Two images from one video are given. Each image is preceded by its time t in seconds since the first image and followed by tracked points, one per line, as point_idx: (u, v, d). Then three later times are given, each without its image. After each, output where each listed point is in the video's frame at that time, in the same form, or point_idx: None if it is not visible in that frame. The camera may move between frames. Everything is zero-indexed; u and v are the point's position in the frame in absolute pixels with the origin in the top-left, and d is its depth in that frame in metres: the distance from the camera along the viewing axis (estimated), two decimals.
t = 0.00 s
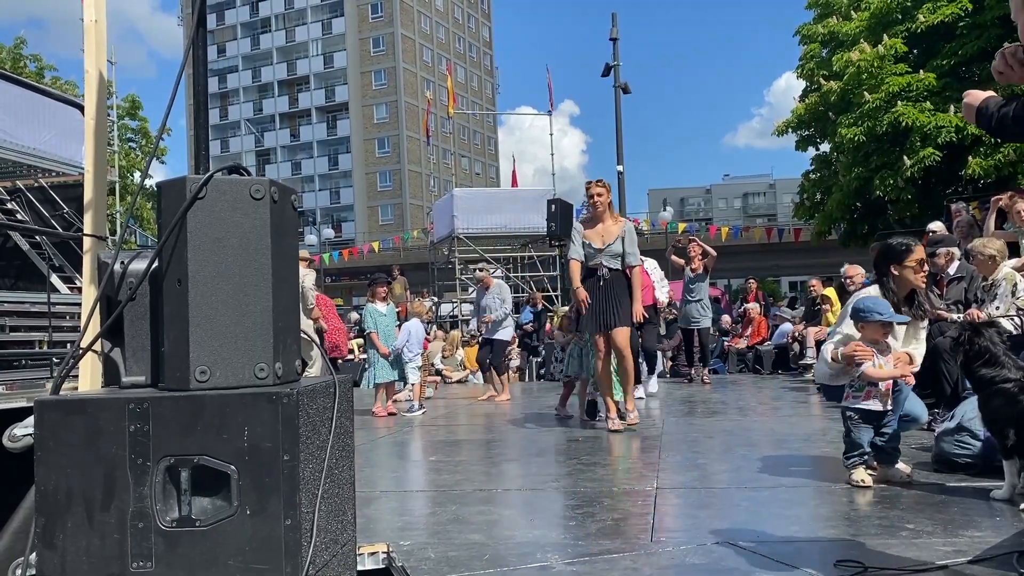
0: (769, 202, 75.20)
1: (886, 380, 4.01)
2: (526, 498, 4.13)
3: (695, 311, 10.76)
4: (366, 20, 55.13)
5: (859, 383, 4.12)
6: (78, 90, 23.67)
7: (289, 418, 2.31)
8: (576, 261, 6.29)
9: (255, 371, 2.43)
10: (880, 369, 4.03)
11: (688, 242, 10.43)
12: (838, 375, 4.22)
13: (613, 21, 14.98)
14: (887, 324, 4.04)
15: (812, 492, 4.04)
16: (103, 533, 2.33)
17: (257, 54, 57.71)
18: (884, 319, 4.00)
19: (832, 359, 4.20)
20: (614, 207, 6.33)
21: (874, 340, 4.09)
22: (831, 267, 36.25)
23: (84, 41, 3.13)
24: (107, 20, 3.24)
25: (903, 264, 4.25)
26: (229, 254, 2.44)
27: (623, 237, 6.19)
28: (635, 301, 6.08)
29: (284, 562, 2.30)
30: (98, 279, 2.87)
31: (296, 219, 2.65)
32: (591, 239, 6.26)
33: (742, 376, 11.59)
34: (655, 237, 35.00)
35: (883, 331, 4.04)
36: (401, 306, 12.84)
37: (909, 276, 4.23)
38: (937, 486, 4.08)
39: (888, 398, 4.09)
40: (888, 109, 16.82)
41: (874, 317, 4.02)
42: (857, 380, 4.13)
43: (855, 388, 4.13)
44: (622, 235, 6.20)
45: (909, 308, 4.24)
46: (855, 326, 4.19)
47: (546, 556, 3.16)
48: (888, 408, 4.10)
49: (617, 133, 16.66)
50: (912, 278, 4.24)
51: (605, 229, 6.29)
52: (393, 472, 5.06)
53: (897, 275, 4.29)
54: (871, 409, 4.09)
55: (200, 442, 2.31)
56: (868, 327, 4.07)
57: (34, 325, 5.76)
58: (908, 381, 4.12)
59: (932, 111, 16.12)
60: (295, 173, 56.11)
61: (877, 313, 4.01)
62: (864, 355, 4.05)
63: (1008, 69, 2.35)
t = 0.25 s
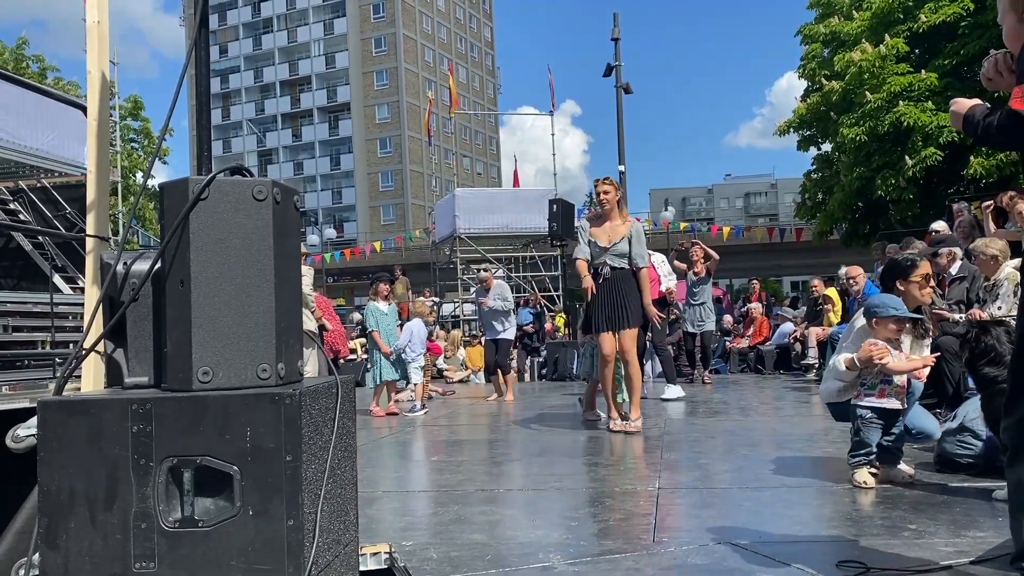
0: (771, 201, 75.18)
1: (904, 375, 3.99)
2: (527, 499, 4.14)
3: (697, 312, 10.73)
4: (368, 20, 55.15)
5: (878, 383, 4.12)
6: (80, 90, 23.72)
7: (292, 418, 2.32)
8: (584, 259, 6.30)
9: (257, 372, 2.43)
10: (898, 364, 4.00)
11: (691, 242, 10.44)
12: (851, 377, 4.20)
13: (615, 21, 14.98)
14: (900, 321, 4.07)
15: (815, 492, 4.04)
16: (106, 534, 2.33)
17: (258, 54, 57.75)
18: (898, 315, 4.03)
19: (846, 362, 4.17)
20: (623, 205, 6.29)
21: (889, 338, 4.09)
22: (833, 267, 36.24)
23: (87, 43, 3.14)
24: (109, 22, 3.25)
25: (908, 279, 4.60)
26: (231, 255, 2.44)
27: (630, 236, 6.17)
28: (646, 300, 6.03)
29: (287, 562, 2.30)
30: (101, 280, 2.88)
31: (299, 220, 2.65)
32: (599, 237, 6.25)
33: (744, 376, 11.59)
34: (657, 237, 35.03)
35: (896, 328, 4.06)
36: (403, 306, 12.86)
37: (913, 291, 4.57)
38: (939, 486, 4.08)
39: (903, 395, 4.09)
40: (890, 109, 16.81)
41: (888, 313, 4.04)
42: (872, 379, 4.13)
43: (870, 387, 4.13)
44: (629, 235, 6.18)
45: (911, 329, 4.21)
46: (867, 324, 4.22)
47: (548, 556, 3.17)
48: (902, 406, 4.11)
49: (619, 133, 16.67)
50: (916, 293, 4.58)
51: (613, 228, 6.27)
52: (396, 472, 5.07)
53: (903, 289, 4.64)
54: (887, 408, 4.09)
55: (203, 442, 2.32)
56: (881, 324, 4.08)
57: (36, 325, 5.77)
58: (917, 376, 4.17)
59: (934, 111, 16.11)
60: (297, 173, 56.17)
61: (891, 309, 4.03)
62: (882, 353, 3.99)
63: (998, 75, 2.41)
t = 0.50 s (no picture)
0: (775, 201, 75.12)
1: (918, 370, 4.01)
2: (530, 499, 4.14)
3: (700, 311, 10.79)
4: (371, 20, 55.18)
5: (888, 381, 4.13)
6: (83, 90, 23.76)
7: (295, 419, 2.32)
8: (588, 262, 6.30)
9: (260, 373, 2.44)
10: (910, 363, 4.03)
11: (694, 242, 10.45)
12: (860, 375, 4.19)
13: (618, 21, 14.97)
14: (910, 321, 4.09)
15: (817, 493, 4.04)
16: (109, 534, 2.34)
17: (261, 54, 57.80)
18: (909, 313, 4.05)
19: (856, 362, 4.16)
20: (623, 201, 6.22)
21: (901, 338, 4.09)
22: (836, 267, 36.20)
23: (90, 43, 3.14)
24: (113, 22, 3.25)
25: (916, 285, 4.60)
26: (235, 256, 2.45)
27: (632, 230, 6.10)
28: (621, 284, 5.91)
29: (290, 563, 2.31)
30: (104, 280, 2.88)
31: (302, 221, 2.66)
32: (600, 236, 6.22)
33: (747, 376, 11.59)
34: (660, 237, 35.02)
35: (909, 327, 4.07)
36: (406, 306, 12.87)
37: (921, 297, 4.58)
38: (942, 487, 4.08)
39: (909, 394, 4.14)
40: (893, 109, 16.79)
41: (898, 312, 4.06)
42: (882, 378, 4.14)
43: (879, 384, 4.15)
44: (631, 230, 6.11)
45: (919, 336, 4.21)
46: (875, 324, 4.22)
47: (551, 557, 3.17)
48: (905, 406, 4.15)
49: (621, 133, 16.66)
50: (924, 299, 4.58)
51: (614, 224, 6.22)
52: (399, 472, 5.08)
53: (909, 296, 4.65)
54: (893, 407, 4.11)
55: (206, 442, 2.32)
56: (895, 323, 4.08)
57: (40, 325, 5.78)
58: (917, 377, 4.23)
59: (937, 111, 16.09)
60: (300, 173, 56.24)
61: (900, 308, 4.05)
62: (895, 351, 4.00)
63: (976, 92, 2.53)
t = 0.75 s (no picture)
0: (779, 201, 75.04)
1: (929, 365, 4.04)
2: (532, 500, 4.14)
3: (702, 312, 10.79)
4: (374, 20, 55.20)
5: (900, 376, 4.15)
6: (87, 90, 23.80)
7: (298, 419, 2.32)
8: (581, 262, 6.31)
9: (263, 373, 2.44)
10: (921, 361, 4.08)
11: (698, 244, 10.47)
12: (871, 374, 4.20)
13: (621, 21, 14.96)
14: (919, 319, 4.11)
15: (821, 493, 4.03)
16: (112, 534, 2.34)
17: (265, 55, 57.88)
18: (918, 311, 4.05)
19: (868, 360, 4.17)
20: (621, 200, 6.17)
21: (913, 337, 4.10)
22: (840, 267, 36.15)
23: (94, 44, 3.15)
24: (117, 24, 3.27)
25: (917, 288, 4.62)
26: (237, 256, 2.45)
27: (627, 230, 6.05)
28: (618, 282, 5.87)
29: (292, 563, 2.31)
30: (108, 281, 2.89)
31: (305, 221, 2.66)
32: (596, 236, 6.20)
33: (751, 377, 11.58)
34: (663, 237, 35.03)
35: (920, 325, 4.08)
36: (410, 305, 12.88)
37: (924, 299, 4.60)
38: (946, 488, 4.07)
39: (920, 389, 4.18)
40: (897, 109, 16.75)
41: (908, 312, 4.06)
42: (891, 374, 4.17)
43: (891, 381, 4.17)
44: (625, 230, 6.07)
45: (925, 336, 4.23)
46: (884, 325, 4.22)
47: (554, 557, 3.16)
48: (913, 402, 4.18)
49: (625, 133, 16.65)
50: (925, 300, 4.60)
51: (610, 224, 6.19)
52: (401, 472, 5.08)
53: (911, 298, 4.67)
54: (904, 402, 4.13)
55: (210, 442, 2.33)
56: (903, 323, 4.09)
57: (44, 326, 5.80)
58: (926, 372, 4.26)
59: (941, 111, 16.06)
60: (304, 173, 56.34)
61: (910, 307, 4.06)
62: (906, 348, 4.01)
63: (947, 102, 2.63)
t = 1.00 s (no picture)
0: (783, 201, 74.89)
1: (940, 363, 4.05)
2: (536, 499, 4.14)
3: (714, 311, 10.86)
4: (378, 20, 55.21)
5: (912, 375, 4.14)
6: (91, 90, 23.83)
7: (302, 419, 2.33)
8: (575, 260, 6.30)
9: (268, 372, 2.44)
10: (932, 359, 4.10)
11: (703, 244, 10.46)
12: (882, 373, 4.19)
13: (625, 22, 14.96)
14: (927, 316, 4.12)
15: (826, 494, 4.03)
16: (117, 533, 2.34)
17: (269, 55, 57.95)
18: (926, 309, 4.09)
19: (881, 362, 4.13)
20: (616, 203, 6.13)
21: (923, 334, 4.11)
22: (845, 267, 36.06)
23: (99, 45, 3.16)
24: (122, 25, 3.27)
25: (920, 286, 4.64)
26: (242, 255, 2.45)
27: (621, 233, 6.01)
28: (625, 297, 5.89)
29: (297, 562, 2.31)
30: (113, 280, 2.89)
31: (310, 220, 2.66)
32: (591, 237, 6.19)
33: (754, 377, 11.56)
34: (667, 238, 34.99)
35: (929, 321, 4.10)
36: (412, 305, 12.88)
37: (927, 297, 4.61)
38: (950, 489, 4.06)
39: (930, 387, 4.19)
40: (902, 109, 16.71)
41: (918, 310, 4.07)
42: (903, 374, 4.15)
43: (904, 378, 4.16)
44: (619, 233, 6.02)
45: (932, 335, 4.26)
46: (890, 323, 4.26)
47: (557, 557, 3.16)
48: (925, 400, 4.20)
49: (629, 133, 16.64)
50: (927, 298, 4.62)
51: (605, 226, 6.15)
52: (405, 472, 5.08)
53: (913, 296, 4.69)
54: (919, 399, 4.14)
55: (214, 441, 2.33)
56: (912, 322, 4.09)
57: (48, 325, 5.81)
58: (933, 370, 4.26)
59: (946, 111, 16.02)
60: (308, 173, 56.43)
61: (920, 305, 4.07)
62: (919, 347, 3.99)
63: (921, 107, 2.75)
